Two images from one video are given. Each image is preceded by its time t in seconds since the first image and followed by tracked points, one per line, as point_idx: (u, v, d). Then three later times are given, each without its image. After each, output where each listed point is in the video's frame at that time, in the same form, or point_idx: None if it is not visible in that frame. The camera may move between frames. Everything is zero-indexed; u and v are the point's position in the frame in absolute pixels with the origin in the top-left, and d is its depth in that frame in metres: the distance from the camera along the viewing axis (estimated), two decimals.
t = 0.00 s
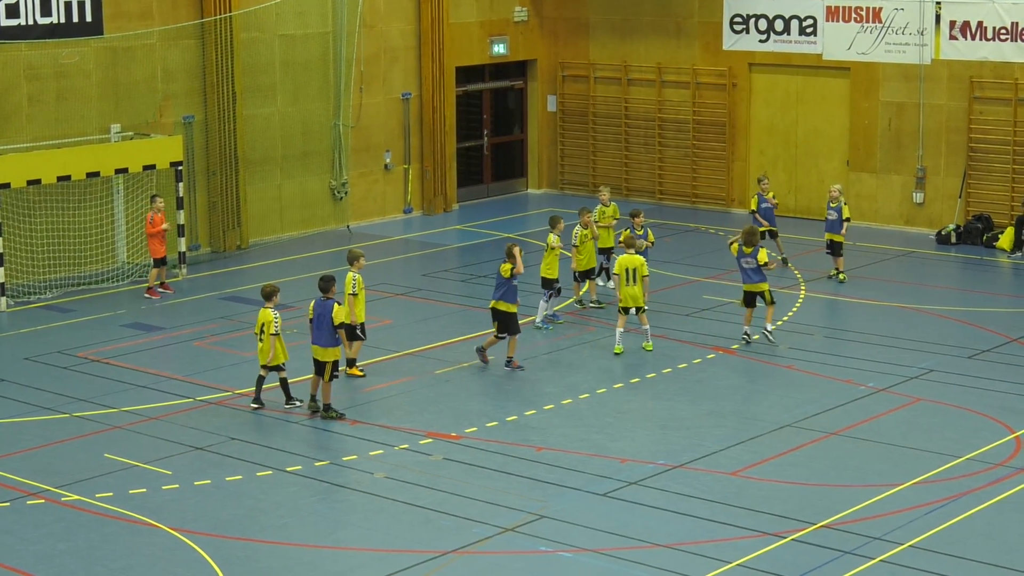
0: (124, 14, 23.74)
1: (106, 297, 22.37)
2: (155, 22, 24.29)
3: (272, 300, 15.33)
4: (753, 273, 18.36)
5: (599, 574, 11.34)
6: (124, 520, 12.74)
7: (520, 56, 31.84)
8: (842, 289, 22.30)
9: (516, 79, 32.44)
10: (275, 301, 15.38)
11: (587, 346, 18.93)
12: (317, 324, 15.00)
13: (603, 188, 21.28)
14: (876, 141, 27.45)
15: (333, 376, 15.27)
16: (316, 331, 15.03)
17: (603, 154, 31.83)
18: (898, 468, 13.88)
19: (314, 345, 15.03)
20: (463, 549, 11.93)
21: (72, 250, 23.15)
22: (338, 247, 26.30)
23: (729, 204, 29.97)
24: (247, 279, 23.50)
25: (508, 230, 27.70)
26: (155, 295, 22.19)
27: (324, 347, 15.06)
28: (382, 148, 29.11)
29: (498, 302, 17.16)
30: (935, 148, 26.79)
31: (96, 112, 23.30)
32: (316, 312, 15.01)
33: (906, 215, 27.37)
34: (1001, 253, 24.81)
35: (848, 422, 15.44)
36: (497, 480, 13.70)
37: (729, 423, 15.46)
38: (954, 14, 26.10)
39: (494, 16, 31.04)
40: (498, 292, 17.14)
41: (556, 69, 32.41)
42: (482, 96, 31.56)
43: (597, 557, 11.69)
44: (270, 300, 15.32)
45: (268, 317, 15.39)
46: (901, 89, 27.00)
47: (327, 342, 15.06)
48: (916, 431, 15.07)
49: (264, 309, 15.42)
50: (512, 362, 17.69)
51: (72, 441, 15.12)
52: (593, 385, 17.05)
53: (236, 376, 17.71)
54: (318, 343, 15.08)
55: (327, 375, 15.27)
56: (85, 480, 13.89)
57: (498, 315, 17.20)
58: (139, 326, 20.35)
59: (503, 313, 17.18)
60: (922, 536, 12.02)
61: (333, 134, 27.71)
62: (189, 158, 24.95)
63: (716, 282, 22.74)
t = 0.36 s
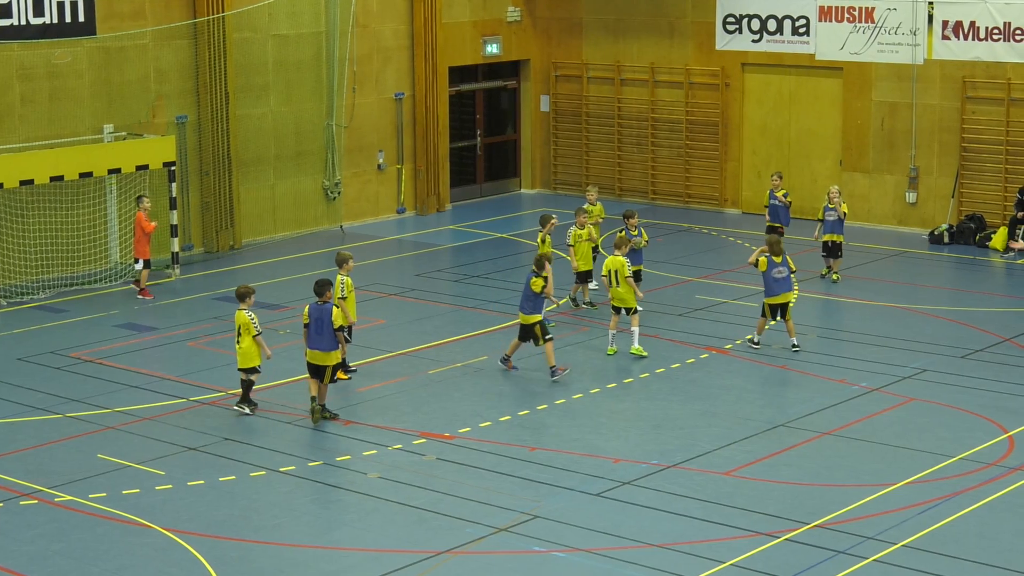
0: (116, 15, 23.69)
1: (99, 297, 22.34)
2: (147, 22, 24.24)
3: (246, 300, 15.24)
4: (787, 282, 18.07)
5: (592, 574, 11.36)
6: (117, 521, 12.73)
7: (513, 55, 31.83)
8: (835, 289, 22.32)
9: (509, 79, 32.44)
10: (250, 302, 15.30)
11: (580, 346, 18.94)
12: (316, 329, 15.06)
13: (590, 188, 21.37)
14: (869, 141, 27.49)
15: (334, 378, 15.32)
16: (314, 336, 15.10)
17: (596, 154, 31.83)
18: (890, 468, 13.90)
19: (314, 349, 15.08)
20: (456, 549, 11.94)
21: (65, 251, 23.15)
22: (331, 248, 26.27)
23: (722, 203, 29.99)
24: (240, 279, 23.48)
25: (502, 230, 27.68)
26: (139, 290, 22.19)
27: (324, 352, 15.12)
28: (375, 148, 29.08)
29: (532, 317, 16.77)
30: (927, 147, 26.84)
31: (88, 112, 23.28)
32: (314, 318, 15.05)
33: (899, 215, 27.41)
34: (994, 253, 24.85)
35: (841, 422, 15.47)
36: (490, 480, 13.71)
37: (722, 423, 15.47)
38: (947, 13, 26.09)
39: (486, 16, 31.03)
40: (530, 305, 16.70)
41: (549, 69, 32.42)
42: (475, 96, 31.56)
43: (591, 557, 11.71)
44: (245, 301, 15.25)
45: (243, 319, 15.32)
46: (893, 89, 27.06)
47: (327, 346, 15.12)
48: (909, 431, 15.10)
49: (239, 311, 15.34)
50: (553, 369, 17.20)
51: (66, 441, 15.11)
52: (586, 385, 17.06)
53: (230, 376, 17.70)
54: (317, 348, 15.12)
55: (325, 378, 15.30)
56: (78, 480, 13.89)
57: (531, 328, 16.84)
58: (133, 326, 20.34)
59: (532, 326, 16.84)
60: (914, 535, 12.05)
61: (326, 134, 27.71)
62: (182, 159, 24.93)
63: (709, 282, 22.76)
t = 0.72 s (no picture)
0: (112, 15, 23.68)
1: (95, 297, 22.33)
2: (143, 22, 24.23)
3: (230, 303, 15.23)
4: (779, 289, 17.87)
5: (589, 573, 11.36)
6: (113, 521, 12.73)
7: (509, 55, 31.84)
8: (831, 289, 22.31)
9: (504, 79, 32.44)
10: (233, 305, 15.27)
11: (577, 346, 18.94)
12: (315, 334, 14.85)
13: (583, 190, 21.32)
14: (864, 141, 27.50)
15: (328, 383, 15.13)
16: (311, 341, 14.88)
17: (592, 154, 31.84)
18: (886, 468, 13.92)
19: (314, 353, 14.86)
20: (453, 549, 11.94)
21: (61, 250, 23.12)
22: (326, 248, 26.26)
23: (718, 203, 30.00)
24: (236, 280, 23.47)
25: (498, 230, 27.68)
26: (133, 292, 22.27)
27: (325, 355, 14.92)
28: (371, 148, 29.08)
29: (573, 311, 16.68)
30: (923, 147, 26.87)
31: (84, 112, 23.25)
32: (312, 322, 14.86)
33: (894, 215, 27.44)
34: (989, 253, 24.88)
35: (836, 422, 15.48)
36: (486, 480, 13.71)
37: (718, 423, 15.48)
38: (942, 14, 26.16)
39: (482, 16, 31.03)
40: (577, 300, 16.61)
41: (545, 69, 32.43)
42: (471, 96, 31.56)
43: (587, 557, 11.71)
44: (228, 303, 15.22)
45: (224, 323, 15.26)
46: (889, 89, 27.07)
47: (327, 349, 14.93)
48: (905, 431, 15.11)
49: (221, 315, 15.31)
50: (569, 370, 16.98)
51: (62, 441, 15.11)
52: (582, 385, 17.06)
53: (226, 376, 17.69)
54: (314, 353, 14.90)
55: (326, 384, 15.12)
56: (74, 481, 13.88)
57: (575, 323, 16.66)
58: (128, 326, 20.32)
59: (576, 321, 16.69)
60: (910, 535, 12.06)
61: (322, 134, 27.71)
62: (178, 159, 24.92)
63: (705, 282, 22.77)
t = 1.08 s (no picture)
0: (110, 15, 23.66)
1: (93, 297, 22.32)
2: (141, 22, 24.21)
3: (213, 305, 15.25)
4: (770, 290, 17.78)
5: (587, 574, 11.36)
6: (111, 521, 12.73)
7: (507, 55, 31.83)
8: (829, 288, 22.33)
9: (503, 79, 32.43)
10: (217, 307, 15.30)
11: (575, 346, 18.96)
12: (317, 338, 14.62)
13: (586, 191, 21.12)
14: (863, 141, 27.51)
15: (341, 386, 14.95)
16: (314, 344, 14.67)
17: (590, 154, 31.86)
18: (884, 468, 13.93)
19: (318, 358, 14.68)
20: (451, 549, 11.95)
21: (59, 250, 23.10)
22: (325, 248, 26.25)
23: (716, 203, 30.01)
24: (234, 280, 23.47)
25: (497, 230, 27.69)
26: (127, 292, 22.24)
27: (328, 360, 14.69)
28: (369, 148, 29.07)
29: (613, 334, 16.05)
30: (921, 147, 26.87)
31: (82, 112, 23.23)
32: (315, 326, 14.63)
33: (892, 215, 27.46)
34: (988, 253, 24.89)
35: (835, 422, 15.50)
36: (485, 480, 13.72)
37: (717, 423, 15.49)
38: (940, 14, 26.17)
39: (481, 16, 31.03)
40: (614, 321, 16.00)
41: (543, 69, 32.43)
42: (469, 96, 31.55)
43: (586, 557, 11.71)
44: (212, 305, 15.24)
45: (205, 323, 15.23)
46: (887, 89, 27.07)
47: (331, 353, 14.69)
48: (903, 431, 15.13)
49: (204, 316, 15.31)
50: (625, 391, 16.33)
51: (60, 442, 15.10)
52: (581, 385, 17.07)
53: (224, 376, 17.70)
54: (317, 356, 14.71)
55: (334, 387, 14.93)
56: (72, 481, 13.87)
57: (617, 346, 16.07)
58: (126, 326, 20.32)
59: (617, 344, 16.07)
60: (908, 535, 12.07)
61: (320, 134, 27.68)
62: (175, 159, 24.90)
63: (703, 282, 22.79)
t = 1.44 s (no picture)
0: (110, 15, 23.67)
1: (92, 297, 22.30)
2: (140, 22, 24.20)
3: (202, 306, 15.23)
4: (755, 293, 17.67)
5: (586, 573, 11.36)
6: (110, 521, 12.72)
7: (506, 55, 31.82)
8: (829, 288, 22.35)
9: (502, 79, 32.42)
10: (205, 307, 15.28)
11: (574, 346, 18.96)
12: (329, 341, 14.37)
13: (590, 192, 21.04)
14: (862, 141, 27.52)
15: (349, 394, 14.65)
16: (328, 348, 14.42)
17: (589, 154, 31.87)
18: (883, 467, 13.94)
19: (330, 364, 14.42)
20: (450, 549, 11.95)
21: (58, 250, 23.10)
22: (324, 248, 26.24)
23: (715, 203, 30.01)
24: (234, 279, 23.47)
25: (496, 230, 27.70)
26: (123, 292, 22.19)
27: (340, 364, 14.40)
28: (369, 148, 29.06)
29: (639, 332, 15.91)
30: (921, 147, 26.86)
31: (81, 112, 23.23)
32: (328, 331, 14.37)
33: (892, 215, 27.46)
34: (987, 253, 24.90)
35: (834, 421, 15.51)
36: (484, 480, 13.72)
37: (716, 423, 15.49)
38: (940, 13, 26.19)
39: (480, 16, 31.01)
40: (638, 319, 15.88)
41: (542, 69, 32.43)
42: (468, 96, 31.55)
43: (585, 557, 11.71)
44: (200, 305, 15.22)
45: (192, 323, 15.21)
46: (886, 89, 27.07)
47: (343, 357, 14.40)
48: (902, 430, 15.13)
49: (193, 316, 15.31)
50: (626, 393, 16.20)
51: (59, 442, 15.08)
52: (580, 385, 17.08)
53: (223, 376, 17.69)
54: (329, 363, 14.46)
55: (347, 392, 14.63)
56: (71, 481, 13.86)
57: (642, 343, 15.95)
58: (126, 326, 20.32)
59: (643, 342, 15.92)
60: (907, 535, 12.08)
61: (319, 134, 27.67)
62: (175, 158, 24.90)
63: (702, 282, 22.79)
